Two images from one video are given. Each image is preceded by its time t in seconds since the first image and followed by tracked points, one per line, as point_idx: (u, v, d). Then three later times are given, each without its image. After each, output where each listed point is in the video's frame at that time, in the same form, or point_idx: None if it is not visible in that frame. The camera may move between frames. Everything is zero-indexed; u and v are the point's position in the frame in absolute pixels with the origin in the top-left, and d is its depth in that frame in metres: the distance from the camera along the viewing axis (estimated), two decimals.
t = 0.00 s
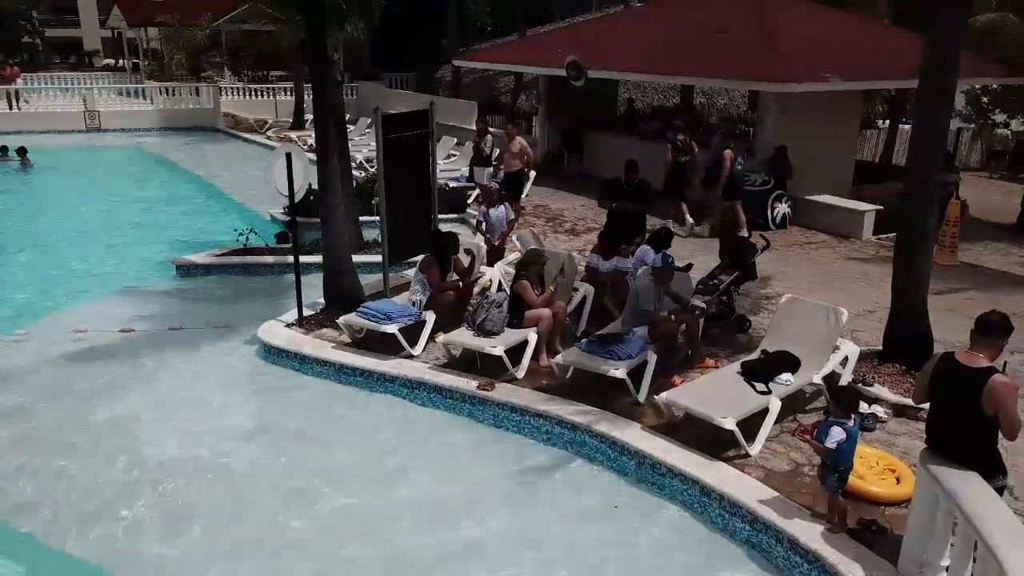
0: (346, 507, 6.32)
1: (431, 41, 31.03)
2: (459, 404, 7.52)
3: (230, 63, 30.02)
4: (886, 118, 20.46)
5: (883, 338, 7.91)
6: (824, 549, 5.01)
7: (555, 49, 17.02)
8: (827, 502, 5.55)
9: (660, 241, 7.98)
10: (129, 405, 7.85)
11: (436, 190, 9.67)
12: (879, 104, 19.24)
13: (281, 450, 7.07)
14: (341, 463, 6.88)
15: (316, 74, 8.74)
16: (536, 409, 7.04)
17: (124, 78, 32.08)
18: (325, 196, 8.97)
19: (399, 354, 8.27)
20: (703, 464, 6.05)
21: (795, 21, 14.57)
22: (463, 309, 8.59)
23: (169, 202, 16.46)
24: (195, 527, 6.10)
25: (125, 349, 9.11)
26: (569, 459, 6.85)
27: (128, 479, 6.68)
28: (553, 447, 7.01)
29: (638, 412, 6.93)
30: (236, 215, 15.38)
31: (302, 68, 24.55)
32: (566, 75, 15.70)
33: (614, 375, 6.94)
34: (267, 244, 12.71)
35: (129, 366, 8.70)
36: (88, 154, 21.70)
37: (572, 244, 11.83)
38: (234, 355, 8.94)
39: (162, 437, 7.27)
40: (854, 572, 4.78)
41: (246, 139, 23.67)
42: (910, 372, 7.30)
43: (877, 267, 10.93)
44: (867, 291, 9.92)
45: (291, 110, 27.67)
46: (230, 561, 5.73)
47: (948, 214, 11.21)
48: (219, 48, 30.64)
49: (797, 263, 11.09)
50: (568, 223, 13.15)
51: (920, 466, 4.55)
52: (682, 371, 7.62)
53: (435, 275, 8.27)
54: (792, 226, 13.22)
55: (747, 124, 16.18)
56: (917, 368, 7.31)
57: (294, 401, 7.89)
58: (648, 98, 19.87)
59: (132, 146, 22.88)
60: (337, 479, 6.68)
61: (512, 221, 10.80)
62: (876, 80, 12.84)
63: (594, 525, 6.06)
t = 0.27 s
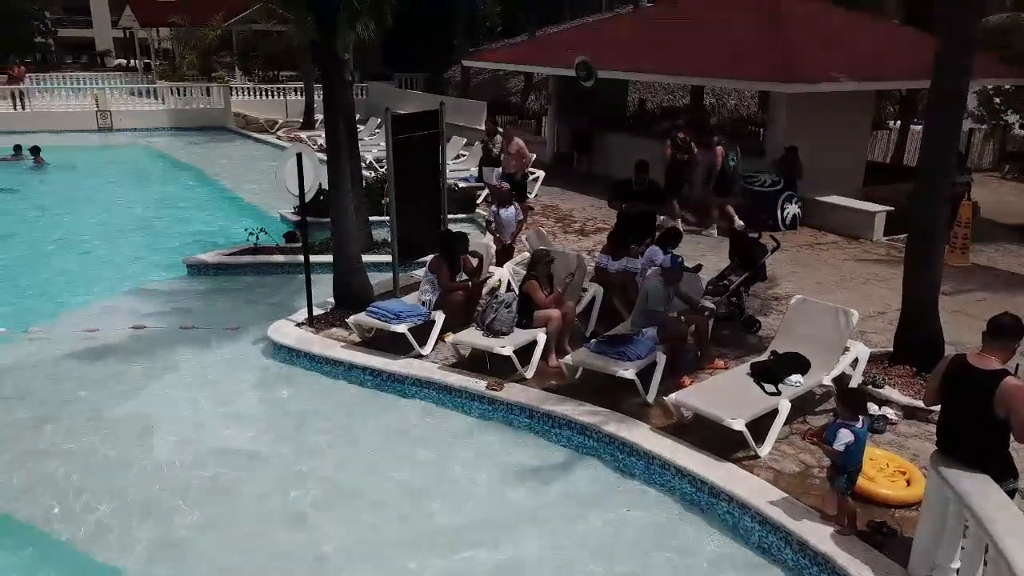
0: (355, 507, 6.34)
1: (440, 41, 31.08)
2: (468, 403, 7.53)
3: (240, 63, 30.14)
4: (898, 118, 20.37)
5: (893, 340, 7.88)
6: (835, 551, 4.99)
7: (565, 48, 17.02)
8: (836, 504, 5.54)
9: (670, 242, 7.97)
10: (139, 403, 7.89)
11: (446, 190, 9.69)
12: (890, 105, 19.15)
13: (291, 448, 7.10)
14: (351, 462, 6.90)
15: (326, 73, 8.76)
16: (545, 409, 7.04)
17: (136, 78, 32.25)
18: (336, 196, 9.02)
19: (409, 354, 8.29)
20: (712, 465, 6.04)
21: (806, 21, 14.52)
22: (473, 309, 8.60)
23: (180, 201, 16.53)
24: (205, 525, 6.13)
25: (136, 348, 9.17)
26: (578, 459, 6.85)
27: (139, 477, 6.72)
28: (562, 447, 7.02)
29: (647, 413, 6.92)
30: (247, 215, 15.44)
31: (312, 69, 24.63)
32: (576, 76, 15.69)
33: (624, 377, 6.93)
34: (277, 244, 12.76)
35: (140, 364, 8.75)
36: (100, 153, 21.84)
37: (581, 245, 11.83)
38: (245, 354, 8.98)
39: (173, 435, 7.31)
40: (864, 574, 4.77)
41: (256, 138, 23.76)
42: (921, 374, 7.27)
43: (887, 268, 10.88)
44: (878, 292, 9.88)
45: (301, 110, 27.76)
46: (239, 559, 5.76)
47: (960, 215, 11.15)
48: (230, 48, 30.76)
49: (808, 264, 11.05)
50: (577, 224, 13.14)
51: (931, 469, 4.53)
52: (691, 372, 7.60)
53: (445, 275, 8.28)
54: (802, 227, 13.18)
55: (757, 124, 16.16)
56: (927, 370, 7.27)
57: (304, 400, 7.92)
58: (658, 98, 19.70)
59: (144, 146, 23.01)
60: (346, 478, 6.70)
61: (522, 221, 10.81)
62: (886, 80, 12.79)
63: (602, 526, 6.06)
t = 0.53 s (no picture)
0: (365, 505, 6.37)
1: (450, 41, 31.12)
2: (477, 403, 7.55)
3: (251, 63, 30.28)
4: (909, 119, 20.29)
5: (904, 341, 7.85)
6: (844, 552, 4.99)
7: (574, 48, 17.03)
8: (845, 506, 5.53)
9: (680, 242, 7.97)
10: (151, 401, 7.95)
11: (455, 191, 9.71)
12: (901, 105, 19.08)
13: (300, 447, 7.14)
14: (361, 461, 6.94)
15: (337, 73, 8.82)
16: (554, 409, 7.06)
17: (147, 79, 32.44)
18: (346, 196, 9.06)
19: (418, 353, 8.32)
20: (721, 465, 6.04)
21: (817, 21, 14.48)
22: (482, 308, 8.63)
23: (191, 201, 16.62)
24: (216, 522, 6.17)
25: (147, 346, 9.23)
26: (587, 459, 6.87)
27: (151, 474, 6.77)
28: (570, 447, 7.03)
29: (656, 413, 6.93)
30: (257, 215, 15.51)
31: (322, 69, 24.71)
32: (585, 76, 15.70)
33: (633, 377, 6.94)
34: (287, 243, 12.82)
35: (152, 362, 8.80)
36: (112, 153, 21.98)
37: (590, 245, 11.84)
38: (255, 352, 9.03)
39: (184, 433, 7.36)
40: None
41: (266, 138, 23.86)
42: (931, 376, 7.25)
43: (898, 269, 10.85)
44: (888, 293, 9.85)
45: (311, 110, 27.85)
46: (249, 556, 5.80)
47: (971, 216, 11.09)
48: (241, 48, 30.90)
49: (817, 265, 11.03)
50: (586, 224, 13.15)
51: (941, 471, 4.52)
52: (700, 372, 7.60)
53: (454, 274, 8.31)
54: (812, 228, 13.15)
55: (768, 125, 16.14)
56: (938, 372, 7.25)
57: (314, 398, 7.96)
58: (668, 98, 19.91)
59: (155, 145, 23.14)
60: (355, 477, 6.73)
61: (531, 221, 10.83)
62: (897, 80, 12.75)
63: (611, 526, 6.07)
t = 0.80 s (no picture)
0: (375, 503, 6.41)
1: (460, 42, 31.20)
2: (486, 402, 7.57)
3: (262, 63, 30.41)
4: (920, 120, 20.18)
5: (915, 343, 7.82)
6: (854, 554, 4.98)
7: (583, 49, 17.04)
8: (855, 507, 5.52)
9: (689, 244, 7.98)
10: (162, 399, 8.01)
11: (465, 191, 9.73)
12: (913, 106, 18.98)
13: (310, 446, 7.17)
14: (370, 460, 6.97)
15: (348, 74, 8.86)
16: (563, 409, 7.07)
17: (158, 79, 32.61)
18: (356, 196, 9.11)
19: (428, 353, 8.35)
20: (730, 466, 6.04)
21: (827, 20, 14.43)
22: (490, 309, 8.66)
23: (201, 200, 16.70)
24: (226, 520, 6.21)
25: (159, 345, 9.30)
26: (596, 459, 6.88)
27: (162, 472, 6.82)
28: (579, 447, 7.05)
29: (665, 414, 6.92)
30: (268, 215, 15.57)
31: (332, 69, 24.78)
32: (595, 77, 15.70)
33: (642, 377, 6.94)
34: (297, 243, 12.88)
35: (163, 361, 8.85)
36: (123, 152, 22.10)
37: (600, 245, 11.84)
38: (266, 351, 9.07)
39: (195, 431, 7.41)
40: None
41: (277, 138, 23.95)
42: (943, 377, 7.22)
43: (909, 270, 10.80)
44: (899, 295, 9.81)
45: (321, 110, 27.96)
46: (260, 554, 5.85)
47: (983, 217, 11.03)
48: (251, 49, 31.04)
49: (827, 266, 10.99)
50: (596, 224, 13.15)
51: (952, 472, 4.51)
52: (710, 373, 7.59)
53: (463, 274, 8.34)
54: (822, 229, 13.11)
55: (778, 125, 16.11)
56: (949, 374, 7.22)
57: (323, 398, 7.99)
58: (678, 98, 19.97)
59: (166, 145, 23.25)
60: (365, 476, 6.76)
61: (541, 221, 10.84)
62: (907, 81, 12.69)
63: (619, 527, 6.08)
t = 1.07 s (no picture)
0: (384, 503, 6.43)
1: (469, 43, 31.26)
2: (495, 402, 7.59)
3: (272, 64, 30.54)
4: (931, 120, 20.09)
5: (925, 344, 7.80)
6: (863, 556, 4.97)
7: (593, 49, 17.04)
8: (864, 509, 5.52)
9: (699, 244, 7.98)
10: (173, 398, 8.06)
11: (474, 191, 9.76)
12: (923, 106, 18.92)
13: (321, 445, 7.21)
14: (380, 459, 7.00)
15: (358, 75, 8.90)
16: (571, 409, 7.09)
17: (169, 79, 32.75)
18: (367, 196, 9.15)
19: (437, 352, 8.38)
20: (739, 467, 6.04)
21: (838, 20, 14.39)
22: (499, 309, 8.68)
23: (213, 200, 16.78)
24: (237, 518, 6.25)
25: (170, 344, 9.36)
26: (604, 459, 6.89)
27: (174, 469, 6.87)
28: (588, 447, 7.06)
29: (674, 415, 6.93)
30: (278, 214, 15.63)
31: (342, 69, 24.86)
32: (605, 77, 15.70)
33: (650, 377, 6.96)
34: (308, 243, 12.94)
35: (174, 360, 8.91)
36: (135, 152, 22.22)
37: (609, 245, 11.84)
38: (276, 350, 9.12)
39: (206, 430, 7.46)
40: None
41: (286, 138, 24.04)
42: (952, 379, 7.20)
43: (919, 272, 10.77)
44: (909, 296, 9.78)
45: (331, 110, 28.05)
46: (270, 552, 5.88)
47: (994, 218, 10.99)
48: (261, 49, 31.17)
49: (837, 267, 10.98)
50: (605, 224, 13.16)
51: (962, 474, 4.51)
52: (719, 374, 7.59)
53: (473, 274, 8.37)
54: (832, 230, 13.07)
55: (788, 126, 16.09)
56: (959, 376, 7.20)
57: (334, 396, 8.03)
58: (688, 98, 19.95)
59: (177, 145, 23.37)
60: (375, 475, 6.79)
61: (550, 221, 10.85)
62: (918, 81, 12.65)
63: (628, 527, 6.09)
